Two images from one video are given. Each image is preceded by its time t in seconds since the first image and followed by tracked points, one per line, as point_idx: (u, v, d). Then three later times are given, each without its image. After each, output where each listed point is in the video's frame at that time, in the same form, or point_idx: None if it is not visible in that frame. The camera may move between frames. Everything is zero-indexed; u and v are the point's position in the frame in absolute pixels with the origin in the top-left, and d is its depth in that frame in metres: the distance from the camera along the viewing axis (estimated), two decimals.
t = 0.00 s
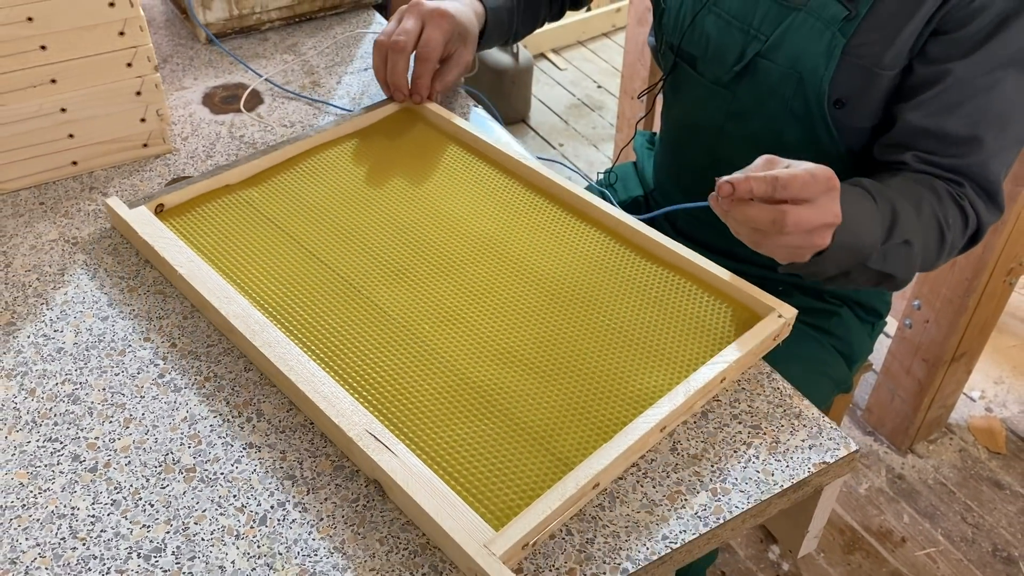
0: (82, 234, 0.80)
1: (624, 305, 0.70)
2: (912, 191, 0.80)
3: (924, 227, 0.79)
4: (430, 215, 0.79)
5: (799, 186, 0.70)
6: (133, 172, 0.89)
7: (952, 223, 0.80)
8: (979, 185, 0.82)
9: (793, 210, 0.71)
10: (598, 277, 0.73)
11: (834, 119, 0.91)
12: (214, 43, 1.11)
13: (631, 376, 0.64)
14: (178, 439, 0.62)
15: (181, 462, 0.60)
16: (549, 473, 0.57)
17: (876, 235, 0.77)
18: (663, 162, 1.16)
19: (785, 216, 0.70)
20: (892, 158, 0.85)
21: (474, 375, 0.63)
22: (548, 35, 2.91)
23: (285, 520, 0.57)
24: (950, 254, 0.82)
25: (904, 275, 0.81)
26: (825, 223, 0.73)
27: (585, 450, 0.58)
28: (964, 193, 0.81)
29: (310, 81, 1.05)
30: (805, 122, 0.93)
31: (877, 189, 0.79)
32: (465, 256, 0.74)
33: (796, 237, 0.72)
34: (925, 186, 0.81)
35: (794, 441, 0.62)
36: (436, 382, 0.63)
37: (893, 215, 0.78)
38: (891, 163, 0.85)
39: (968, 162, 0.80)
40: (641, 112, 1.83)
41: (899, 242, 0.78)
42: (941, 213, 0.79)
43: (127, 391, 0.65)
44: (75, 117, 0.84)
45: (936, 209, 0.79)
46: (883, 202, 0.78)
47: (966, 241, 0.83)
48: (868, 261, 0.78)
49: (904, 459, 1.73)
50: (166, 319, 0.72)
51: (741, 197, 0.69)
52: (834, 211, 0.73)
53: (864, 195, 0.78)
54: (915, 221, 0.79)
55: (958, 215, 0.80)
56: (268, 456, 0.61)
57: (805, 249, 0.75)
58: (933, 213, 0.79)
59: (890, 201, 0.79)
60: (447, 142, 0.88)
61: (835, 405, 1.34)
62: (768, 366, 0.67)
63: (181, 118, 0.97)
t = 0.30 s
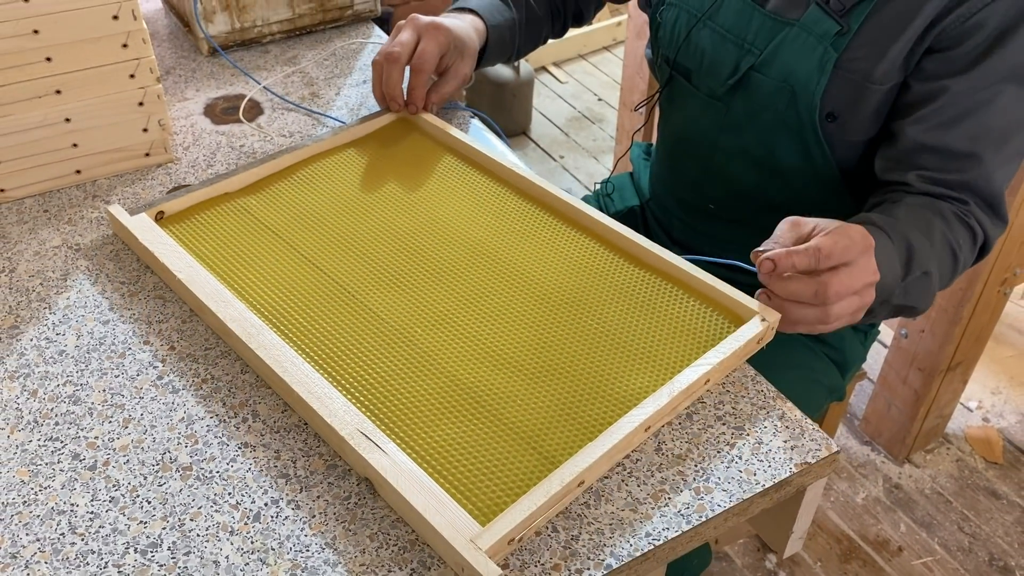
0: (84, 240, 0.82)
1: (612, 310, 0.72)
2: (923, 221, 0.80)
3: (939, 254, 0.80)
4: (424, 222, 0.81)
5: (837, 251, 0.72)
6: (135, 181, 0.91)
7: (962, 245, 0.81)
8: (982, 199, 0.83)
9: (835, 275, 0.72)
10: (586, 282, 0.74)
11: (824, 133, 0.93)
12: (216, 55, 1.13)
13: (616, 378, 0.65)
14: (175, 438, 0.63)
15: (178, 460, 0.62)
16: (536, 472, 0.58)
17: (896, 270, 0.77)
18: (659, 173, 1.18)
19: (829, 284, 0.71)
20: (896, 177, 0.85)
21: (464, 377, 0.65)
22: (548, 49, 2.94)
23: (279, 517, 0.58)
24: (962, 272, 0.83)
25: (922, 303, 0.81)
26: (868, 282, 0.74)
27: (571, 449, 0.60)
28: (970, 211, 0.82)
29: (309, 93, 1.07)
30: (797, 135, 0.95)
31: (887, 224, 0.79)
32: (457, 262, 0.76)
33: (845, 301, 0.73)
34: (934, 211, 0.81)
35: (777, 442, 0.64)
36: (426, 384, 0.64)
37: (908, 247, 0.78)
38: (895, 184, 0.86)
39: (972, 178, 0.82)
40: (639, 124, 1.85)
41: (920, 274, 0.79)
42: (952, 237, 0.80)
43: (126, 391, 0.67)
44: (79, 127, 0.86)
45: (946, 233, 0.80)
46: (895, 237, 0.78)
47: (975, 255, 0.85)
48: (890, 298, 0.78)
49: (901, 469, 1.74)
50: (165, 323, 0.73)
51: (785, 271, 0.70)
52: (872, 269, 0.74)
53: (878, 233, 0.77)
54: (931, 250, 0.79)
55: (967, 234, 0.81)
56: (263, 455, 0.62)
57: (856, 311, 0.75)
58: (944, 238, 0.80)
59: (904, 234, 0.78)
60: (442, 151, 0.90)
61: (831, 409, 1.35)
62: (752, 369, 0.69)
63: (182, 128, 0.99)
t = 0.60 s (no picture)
0: (81, 246, 0.84)
1: (597, 315, 0.72)
2: (907, 235, 0.81)
3: (922, 269, 0.80)
4: (413, 228, 0.82)
5: (802, 261, 0.71)
6: (132, 188, 0.92)
7: (947, 259, 0.82)
8: (968, 212, 0.84)
9: (800, 285, 0.71)
10: (572, 288, 0.75)
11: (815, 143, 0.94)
12: (214, 64, 1.15)
13: (600, 382, 0.66)
14: (166, 439, 0.64)
15: (169, 460, 0.63)
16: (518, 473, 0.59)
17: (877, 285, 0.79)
18: (653, 182, 1.19)
19: (790, 293, 0.70)
20: (883, 188, 0.87)
21: (449, 380, 0.66)
22: (548, 60, 2.96)
23: (267, 516, 0.59)
24: (948, 285, 0.84)
25: (903, 316, 0.83)
26: (834, 293, 0.73)
27: (554, 451, 0.61)
28: (955, 224, 0.83)
29: (306, 102, 1.09)
30: (787, 145, 0.96)
31: (871, 239, 0.80)
32: (445, 268, 0.77)
33: (808, 312, 0.72)
34: (918, 225, 0.82)
35: (762, 443, 0.64)
36: (412, 387, 0.65)
37: (891, 262, 0.79)
38: (882, 195, 0.87)
39: (959, 190, 0.83)
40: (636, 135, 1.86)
41: (900, 289, 0.80)
42: (936, 253, 0.81)
43: (119, 393, 0.68)
44: (78, 134, 0.87)
45: (931, 248, 0.81)
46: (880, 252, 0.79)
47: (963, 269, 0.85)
48: (870, 311, 0.79)
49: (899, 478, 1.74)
50: (158, 326, 0.74)
51: (744, 279, 0.70)
52: (840, 280, 0.73)
53: (859, 248, 0.79)
54: (914, 264, 0.80)
55: (952, 250, 0.82)
56: (252, 456, 0.63)
57: (822, 322, 0.74)
58: (929, 252, 0.81)
59: (885, 249, 0.79)
60: (433, 159, 0.92)
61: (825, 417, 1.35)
62: (738, 372, 0.70)
63: (180, 136, 1.01)
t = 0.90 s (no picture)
0: (81, 252, 0.85)
1: (585, 320, 0.74)
2: (898, 243, 0.82)
3: (912, 275, 0.81)
4: (406, 235, 0.83)
5: (787, 267, 0.72)
6: (132, 196, 0.94)
7: (936, 266, 0.83)
8: (958, 218, 0.85)
9: (784, 291, 0.72)
10: (562, 293, 0.77)
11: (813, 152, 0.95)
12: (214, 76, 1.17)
13: (586, 385, 0.67)
14: (160, 440, 0.65)
15: (163, 461, 0.64)
16: (504, 474, 0.60)
17: (869, 291, 0.79)
18: (649, 191, 1.20)
19: (774, 298, 0.71)
20: (875, 194, 0.88)
21: (438, 384, 0.67)
22: (549, 73, 2.98)
23: (259, 515, 0.60)
24: (938, 292, 0.85)
25: (894, 321, 0.83)
26: (819, 300, 0.74)
27: (539, 452, 0.62)
28: (945, 231, 0.84)
29: (303, 112, 1.11)
30: (784, 156, 0.97)
31: (863, 245, 0.81)
32: (436, 273, 0.78)
33: (792, 317, 0.73)
34: (908, 232, 0.83)
35: (747, 445, 0.65)
36: (401, 390, 0.66)
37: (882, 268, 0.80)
38: (874, 201, 0.88)
39: (948, 195, 0.84)
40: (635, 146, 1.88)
41: (891, 295, 0.80)
42: (926, 259, 0.82)
43: (116, 396, 0.69)
44: (78, 143, 0.89)
45: (920, 255, 0.82)
46: (870, 259, 0.80)
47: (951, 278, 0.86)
48: (861, 317, 0.80)
49: (898, 487, 1.74)
50: (155, 330, 0.76)
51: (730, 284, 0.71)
52: (825, 288, 0.74)
53: (851, 255, 0.79)
54: (905, 271, 0.81)
55: (941, 256, 0.83)
56: (245, 457, 0.64)
57: (806, 328, 0.75)
58: (919, 259, 0.82)
59: (876, 256, 0.80)
60: (428, 168, 0.93)
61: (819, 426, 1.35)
62: (724, 376, 0.71)
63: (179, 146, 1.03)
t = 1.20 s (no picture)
0: (79, 264, 0.87)
1: (571, 328, 0.75)
2: (889, 255, 0.84)
3: (905, 286, 0.83)
4: (398, 245, 0.85)
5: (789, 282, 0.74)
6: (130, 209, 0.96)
7: (926, 278, 0.85)
8: (946, 231, 0.88)
9: (785, 306, 0.74)
10: (549, 302, 0.78)
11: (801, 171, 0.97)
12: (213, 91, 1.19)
13: (571, 391, 0.69)
14: (154, 445, 0.67)
15: (157, 465, 0.65)
16: (487, 478, 0.61)
17: (865, 302, 0.80)
18: (638, 207, 1.21)
19: (776, 313, 0.73)
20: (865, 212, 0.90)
21: (426, 390, 0.69)
22: (548, 89, 3.01)
23: (248, 518, 0.61)
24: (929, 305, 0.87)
25: (887, 332, 0.85)
26: (818, 314, 0.76)
27: (522, 456, 0.63)
28: (934, 244, 0.87)
29: (300, 127, 1.13)
30: (770, 176, 0.98)
31: (856, 257, 0.83)
32: (426, 282, 0.80)
33: (791, 330, 0.75)
34: (899, 245, 0.85)
35: (728, 450, 0.67)
36: (390, 395, 0.68)
37: (876, 280, 0.82)
38: (863, 218, 0.91)
39: (936, 211, 0.87)
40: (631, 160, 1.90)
41: (886, 306, 0.82)
42: (916, 270, 0.85)
43: (111, 402, 0.71)
44: (77, 158, 0.91)
45: (910, 266, 0.84)
46: (864, 272, 0.82)
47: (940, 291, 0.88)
48: (856, 329, 0.81)
49: (894, 499, 1.74)
50: (151, 339, 0.77)
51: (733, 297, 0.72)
52: (824, 303, 0.76)
53: (846, 268, 0.81)
54: (897, 282, 0.83)
55: (931, 267, 0.86)
56: (236, 462, 0.66)
57: (804, 340, 0.77)
58: (911, 271, 0.84)
59: (869, 268, 0.82)
60: (420, 180, 0.95)
61: (811, 436, 1.36)
62: (707, 383, 0.72)
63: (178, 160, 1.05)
